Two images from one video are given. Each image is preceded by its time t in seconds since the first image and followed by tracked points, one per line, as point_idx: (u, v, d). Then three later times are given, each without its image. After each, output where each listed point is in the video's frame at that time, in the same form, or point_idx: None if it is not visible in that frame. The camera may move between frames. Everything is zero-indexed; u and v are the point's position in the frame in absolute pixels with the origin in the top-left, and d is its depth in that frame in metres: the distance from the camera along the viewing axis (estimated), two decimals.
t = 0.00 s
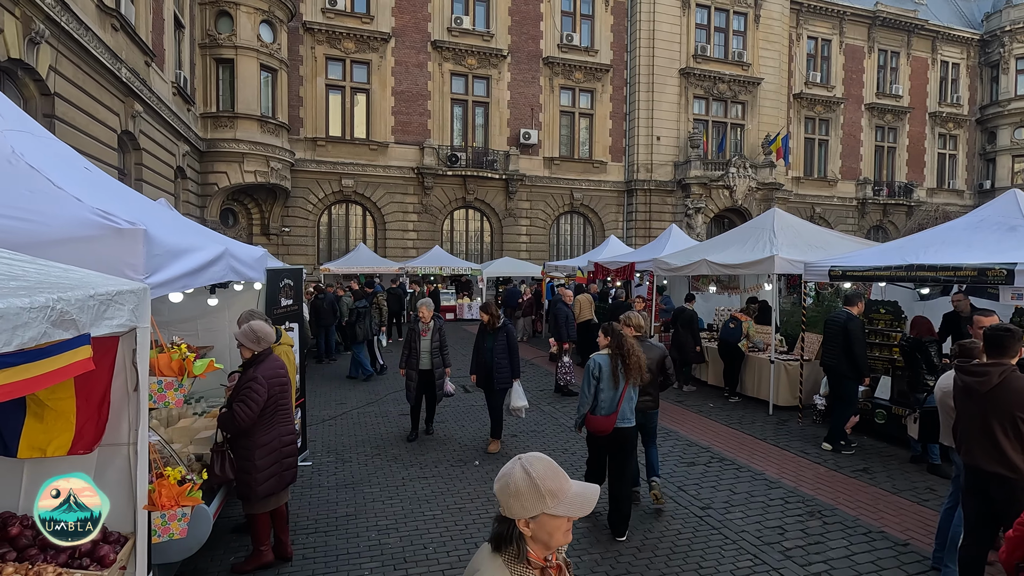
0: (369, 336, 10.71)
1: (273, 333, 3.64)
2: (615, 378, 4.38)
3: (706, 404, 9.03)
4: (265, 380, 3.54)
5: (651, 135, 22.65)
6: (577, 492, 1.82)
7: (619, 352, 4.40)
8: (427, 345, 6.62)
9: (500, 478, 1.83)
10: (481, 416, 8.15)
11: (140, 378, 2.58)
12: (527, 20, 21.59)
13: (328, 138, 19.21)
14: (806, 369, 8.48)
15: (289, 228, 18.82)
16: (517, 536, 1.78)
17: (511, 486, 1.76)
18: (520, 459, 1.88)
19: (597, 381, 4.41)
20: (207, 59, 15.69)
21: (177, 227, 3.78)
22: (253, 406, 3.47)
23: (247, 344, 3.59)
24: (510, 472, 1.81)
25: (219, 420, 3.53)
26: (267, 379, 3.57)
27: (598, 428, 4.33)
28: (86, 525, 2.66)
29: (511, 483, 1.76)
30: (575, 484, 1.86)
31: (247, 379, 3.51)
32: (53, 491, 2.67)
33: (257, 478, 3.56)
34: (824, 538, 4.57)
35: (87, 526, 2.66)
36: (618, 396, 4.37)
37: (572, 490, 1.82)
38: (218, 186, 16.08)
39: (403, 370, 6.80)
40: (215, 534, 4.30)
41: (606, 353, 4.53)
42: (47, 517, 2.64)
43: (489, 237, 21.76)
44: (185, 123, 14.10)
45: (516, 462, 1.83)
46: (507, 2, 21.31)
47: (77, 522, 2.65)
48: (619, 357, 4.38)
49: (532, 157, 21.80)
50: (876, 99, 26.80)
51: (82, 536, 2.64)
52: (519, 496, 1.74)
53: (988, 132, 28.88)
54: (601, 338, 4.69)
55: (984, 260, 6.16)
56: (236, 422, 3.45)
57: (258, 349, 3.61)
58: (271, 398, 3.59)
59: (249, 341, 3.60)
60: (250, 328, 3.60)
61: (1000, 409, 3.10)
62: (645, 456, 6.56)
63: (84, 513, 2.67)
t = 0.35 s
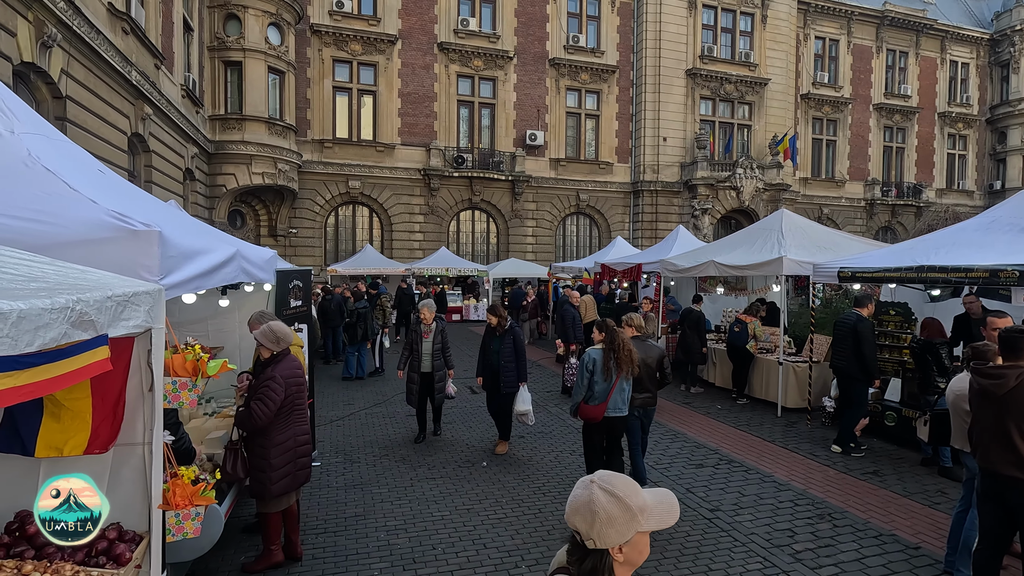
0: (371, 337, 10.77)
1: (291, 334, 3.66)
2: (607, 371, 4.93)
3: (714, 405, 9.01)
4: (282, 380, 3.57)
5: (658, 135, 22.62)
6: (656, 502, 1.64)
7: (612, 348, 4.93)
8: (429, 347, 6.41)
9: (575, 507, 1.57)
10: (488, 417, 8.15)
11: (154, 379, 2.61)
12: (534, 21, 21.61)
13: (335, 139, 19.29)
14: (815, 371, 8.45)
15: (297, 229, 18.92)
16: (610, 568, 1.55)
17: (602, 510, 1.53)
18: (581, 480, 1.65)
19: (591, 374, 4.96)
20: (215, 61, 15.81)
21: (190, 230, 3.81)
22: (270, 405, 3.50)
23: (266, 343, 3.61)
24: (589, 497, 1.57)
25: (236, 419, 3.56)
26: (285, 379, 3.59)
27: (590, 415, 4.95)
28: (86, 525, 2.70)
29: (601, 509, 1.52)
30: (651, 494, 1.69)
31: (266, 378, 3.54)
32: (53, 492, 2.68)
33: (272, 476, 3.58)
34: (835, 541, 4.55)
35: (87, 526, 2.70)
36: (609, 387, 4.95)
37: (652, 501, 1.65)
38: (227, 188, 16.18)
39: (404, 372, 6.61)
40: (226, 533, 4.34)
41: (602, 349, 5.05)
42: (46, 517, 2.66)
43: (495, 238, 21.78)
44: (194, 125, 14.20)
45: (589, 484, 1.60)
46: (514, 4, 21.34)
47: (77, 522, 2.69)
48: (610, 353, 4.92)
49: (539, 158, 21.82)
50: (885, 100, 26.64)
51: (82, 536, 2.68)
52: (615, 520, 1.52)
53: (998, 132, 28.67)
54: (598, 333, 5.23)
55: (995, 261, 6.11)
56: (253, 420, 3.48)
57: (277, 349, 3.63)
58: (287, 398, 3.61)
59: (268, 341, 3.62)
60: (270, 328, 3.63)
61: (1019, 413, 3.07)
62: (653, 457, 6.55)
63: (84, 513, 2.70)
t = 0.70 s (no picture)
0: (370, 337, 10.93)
1: (306, 333, 3.67)
2: (613, 368, 4.93)
3: (719, 406, 9.00)
4: (298, 379, 3.58)
5: (661, 136, 22.59)
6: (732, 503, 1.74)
7: (617, 345, 4.97)
8: (432, 349, 6.33)
9: (673, 517, 1.60)
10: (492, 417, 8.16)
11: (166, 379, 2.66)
12: (536, 22, 21.60)
13: (338, 140, 19.32)
14: (821, 372, 8.40)
15: (300, 230, 18.96)
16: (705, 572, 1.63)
17: (703, 519, 1.58)
18: (665, 488, 1.69)
19: (596, 369, 4.94)
20: (219, 63, 15.85)
21: (198, 230, 3.83)
22: (285, 404, 3.50)
23: (281, 343, 3.61)
24: (684, 507, 1.60)
25: (251, 417, 3.56)
26: (300, 378, 3.60)
27: (598, 411, 4.90)
28: (86, 525, 2.68)
29: (702, 516, 1.58)
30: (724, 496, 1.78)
31: (281, 377, 3.55)
32: (53, 492, 2.66)
33: (287, 475, 3.58)
34: (842, 542, 4.53)
35: (87, 526, 2.67)
36: (616, 383, 4.94)
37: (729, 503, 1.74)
38: (230, 189, 16.22)
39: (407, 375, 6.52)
40: (233, 533, 4.34)
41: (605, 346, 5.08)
42: (46, 517, 2.64)
43: (498, 239, 21.79)
44: (198, 126, 14.23)
45: (678, 494, 1.64)
46: (517, 4, 21.35)
47: (77, 522, 2.66)
48: (617, 350, 4.95)
49: (542, 158, 21.81)
50: (888, 99, 26.56)
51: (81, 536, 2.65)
52: (716, 526, 1.59)
53: (1003, 131, 28.58)
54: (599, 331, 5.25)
55: (1003, 261, 6.08)
56: (269, 419, 3.48)
57: (291, 349, 3.63)
58: (302, 397, 3.61)
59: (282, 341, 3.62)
60: (283, 328, 3.62)
61: None
62: (659, 458, 6.54)
63: (84, 513, 2.68)
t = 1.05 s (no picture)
0: (362, 336, 10.92)
1: (309, 333, 3.64)
2: (613, 361, 5.18)
3: (719, 406, 8.99)
4: (301, 380, 3.56)
5: (658, 136, 22.60)
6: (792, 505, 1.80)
7: (616, 340, 5.17)
8: (434, 351, 6.28)
9: (769, 524, 1.61)
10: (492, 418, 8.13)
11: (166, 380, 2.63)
12: (534, 22, 21.59)
13: (335, 140, 19.28)
14: (820, 372, 8.42)
15: (297, 230, 18.91)
16: None
17: (797, 523, 1.62)
18: (750, 494, 1.69)
19: (598, 362, 5.19)
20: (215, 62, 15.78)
21: (198, 229, 3.79)
22: (289, 404, 3.48)
23: (284, 344, 3.58)
24: (777, 514, 1.62)
25: (253, 418, 3.52)
26: (303, 379, 3.58)
27: (601, 402, 5.16)
28: (87, 525, 2.65)
29: (796, 521, 1.62)
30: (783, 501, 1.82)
31: (284, 378, 3.53)
32: (53, 492, 2.62)
33: (289, 476, 3.55)
34: (844, 542, 4.52)
35: (87, 526, 2.64)
36: (617, 375, 5.19)
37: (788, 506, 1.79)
38: (226, 189, 16.15)
39: (410, 378, 6.49)
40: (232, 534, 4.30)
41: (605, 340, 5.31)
42: (46, 517, 2.60)
43: (495, 239, 21.77)
44: (194, 126, 14.17)
45: (767, 500, 1.66)
46: (514, 5, 21.33)
47: (77, 522, 2.63)
48: (616, 344, 5.16)
49: (539, 159, 21.80)
50: (884, 100, 26.63)
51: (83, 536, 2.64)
52: (806, 529, 1.64)
53: (997, 132, 28.71)
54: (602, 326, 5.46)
55: (1002, 261, 6.08)
56: (272, 420, 3.45)
57: (294, 349, 3.61)
58: (305, 398, 3.60)
59: (285, 342, 3.59)
60: (286, 328, 3.59)
61: None
62: (659, 458, 6.51)
63: (84, 514, 2.65)
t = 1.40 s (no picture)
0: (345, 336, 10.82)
1: (292, 335, 3.56)
2: (588, 359, 5.30)
3: (706, 406, 9.02)
4: (283, 382, 3.49)
5: (644, 137, 22.69)
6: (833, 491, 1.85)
7: (592, 339, 5.32)
8: (424, 353, 6.23)
9: (840, 513, 1.66)
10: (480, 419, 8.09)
11: (147, 384, 2.55)
12: (521, 22, 21.58)
13: (321, 139, 19.12)
14: (806, 371, 8.51)
15: (282, 230, 18.71)
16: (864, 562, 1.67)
17: (863, 507, 1.68)
18: (816, 485, 1.74)
19: (574, 360, 5.34)
20: (198, 59, 15.56)
21: (180, 228, 3.71)
22: (270, 407, 3.42)
23: (266, 345, 3.52)
24: (846, 502, 1.67)
25: (234, 421, 3.46)
26: (285, 381, 3.52)
27: (576, 398, 5.29)
28: (87, 525, 2.64)
29: (861, 505, 1.67)
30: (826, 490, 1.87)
31: (266, 379, 3.46)
32: (53, 491, 2.61)
33: (271, 480, 3.49)
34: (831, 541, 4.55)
35: (87, 526, 2.64)
36: (593, 373, 5.32)
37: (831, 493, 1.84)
38: (210, 188, 15.94)
39: (399, 380, 6.40)
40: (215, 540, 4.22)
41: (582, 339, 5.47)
42: (46, 517, 2.61)
43: (483, 239, 21.70)
44: (177, 124, 13.97)
45: (833, 489, 1.70)
46: (501, 5, 21.29)
47: (77, 522, 2.62)
48: (592, 343, 5.30)
49: (527, 159, 21.78)
50: (867, 103, 26.96)
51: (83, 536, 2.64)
52: (870, 512, 1.69)
53: (976, 135, 29.20)
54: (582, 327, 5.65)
55: (985, 261, 6.15)
56: (253, 422, 3.39)
57: (276, 351, 3.54)
58: (287, 400, 3.53)
59: (268, 343, 3.53)
60: (269, 329, 3.52)
61: None
62: (648, 459, 6.50)
63: (84, 514, 2.63)
